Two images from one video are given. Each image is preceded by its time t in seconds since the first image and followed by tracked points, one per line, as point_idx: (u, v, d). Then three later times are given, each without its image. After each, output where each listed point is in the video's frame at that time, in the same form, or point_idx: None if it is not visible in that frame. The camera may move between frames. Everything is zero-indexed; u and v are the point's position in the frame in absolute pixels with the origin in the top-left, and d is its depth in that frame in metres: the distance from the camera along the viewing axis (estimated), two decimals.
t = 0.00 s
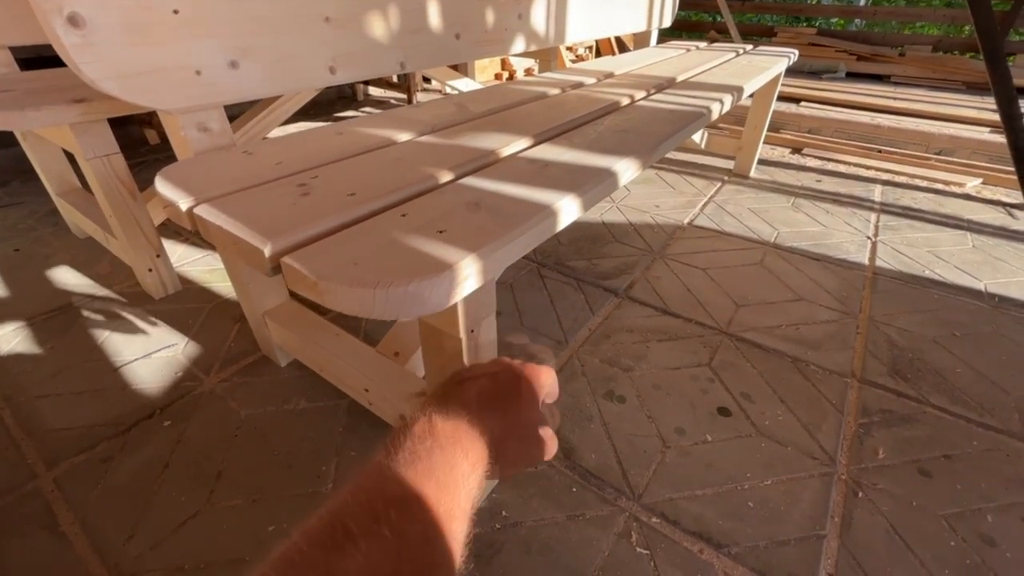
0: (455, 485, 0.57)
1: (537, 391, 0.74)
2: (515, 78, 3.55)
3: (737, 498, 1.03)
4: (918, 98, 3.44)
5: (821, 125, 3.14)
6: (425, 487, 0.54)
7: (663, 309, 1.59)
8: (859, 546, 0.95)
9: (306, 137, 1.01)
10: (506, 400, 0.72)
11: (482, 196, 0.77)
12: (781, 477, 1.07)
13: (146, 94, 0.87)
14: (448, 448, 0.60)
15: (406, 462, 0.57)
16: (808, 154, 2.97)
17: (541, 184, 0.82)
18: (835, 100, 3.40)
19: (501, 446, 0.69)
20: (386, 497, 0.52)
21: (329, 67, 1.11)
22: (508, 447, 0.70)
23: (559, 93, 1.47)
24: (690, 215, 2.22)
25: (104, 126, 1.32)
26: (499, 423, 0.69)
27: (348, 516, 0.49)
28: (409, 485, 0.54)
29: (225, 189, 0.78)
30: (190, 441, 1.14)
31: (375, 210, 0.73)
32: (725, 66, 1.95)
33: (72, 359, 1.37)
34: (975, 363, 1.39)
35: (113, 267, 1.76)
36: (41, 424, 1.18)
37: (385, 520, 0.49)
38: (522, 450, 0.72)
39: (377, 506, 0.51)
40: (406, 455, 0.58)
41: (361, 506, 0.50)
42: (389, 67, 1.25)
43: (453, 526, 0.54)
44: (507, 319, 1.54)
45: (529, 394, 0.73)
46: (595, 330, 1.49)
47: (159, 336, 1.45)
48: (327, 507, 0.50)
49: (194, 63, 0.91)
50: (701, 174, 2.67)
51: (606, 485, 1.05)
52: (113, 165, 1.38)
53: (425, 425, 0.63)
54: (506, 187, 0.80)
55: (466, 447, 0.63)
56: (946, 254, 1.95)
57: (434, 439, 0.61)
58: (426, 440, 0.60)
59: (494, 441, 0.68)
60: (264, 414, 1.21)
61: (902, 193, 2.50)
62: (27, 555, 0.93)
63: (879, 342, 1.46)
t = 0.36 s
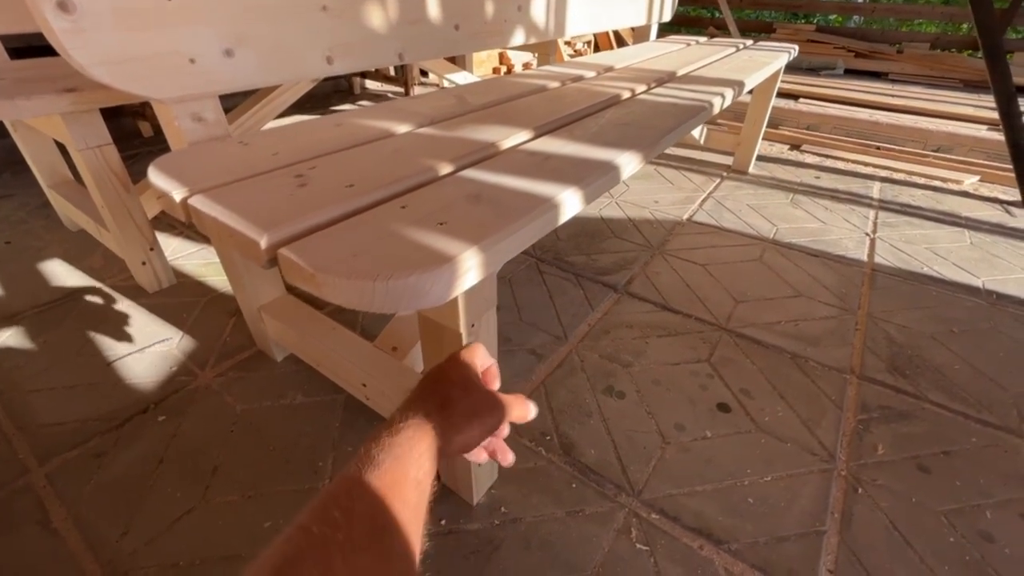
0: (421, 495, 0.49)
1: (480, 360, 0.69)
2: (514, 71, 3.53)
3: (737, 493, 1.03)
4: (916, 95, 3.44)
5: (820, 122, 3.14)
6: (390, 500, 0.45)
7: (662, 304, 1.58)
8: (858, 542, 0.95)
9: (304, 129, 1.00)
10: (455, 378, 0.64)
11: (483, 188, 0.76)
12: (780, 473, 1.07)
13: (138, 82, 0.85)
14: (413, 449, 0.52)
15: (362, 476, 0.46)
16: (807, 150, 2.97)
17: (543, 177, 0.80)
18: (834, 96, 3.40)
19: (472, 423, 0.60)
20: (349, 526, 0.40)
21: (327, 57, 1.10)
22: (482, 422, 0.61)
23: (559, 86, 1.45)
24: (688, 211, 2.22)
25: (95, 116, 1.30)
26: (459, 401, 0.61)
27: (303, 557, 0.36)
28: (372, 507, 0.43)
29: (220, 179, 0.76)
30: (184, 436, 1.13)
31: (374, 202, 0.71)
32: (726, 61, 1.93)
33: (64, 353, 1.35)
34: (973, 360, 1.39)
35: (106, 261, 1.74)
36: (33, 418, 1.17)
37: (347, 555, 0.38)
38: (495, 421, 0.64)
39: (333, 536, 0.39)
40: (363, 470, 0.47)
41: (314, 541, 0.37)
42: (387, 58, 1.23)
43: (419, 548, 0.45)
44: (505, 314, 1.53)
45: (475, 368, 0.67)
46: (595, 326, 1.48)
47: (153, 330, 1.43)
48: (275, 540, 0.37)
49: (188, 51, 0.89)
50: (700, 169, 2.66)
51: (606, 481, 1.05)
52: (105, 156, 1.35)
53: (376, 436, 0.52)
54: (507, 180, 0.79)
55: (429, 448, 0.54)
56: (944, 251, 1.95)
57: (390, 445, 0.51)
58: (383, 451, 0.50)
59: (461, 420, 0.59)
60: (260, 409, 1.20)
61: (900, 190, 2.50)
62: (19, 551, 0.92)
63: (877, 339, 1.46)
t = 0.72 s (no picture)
0: (449, 465, 0.49)
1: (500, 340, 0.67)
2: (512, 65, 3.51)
3: (737, 485, 1.03)
4: (914, 92, 3.45)
5: (818, 117, 3.14)
6: (420, 470, 0.45)
7: (661, 298, 1.58)
8: (857, 534, 0.95)
9: (301, 117, 0.98)
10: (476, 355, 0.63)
11: (484, 177, 0.75)
12: (779, 465, 1.07)
13: (133, 68, 0.83)
14: (439, 423, 0.52)
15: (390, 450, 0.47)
16: (805, 146, 2.97)
17: (544, 166, 0.80)
18: (832, 93, 3.40)
19: (496, 397, 0.59)
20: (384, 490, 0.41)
21: (325, 45, 1.08)
22: (504, 398, 0.60)
23: (559, 78, 1.44)
24: (687, 205, 2.21)
25: (89, 104, 1.28)
26: (482, 376, 0.60)
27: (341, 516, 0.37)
28: (404, 474, 0.44)
29: (217, 166, 0.75)
30: (181, 428, 1.12)
31: (374, 189, 0.71)
32: (725, 55, 1.93)
33: (58, 345, 1.33)
34: (970, 354, 1.40)
35: (100, 252, 1.72)
36: (27, 410, 1.15)
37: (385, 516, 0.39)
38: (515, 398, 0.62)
39: (369, 497, 0.40)
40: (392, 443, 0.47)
41: (352, 503, 0.39)
42: (385, 47, 1.21)
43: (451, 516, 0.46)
44: (504, 307, 1.52)
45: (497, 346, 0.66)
46: (594, 319, 1.48)
47: (148, 323, 1.41)
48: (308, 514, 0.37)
49: (184, 37, 0.87)
50: (699, 164, 2.66)
51: (606, 473, 1.04)
52: (99, 146, 1.33)
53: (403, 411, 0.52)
54: (508, 169, 0.78)
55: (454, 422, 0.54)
56: (941, 246, 1.96)
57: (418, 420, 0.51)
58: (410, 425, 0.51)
59: (484, 394, 0.58)
60: (257, 401, 1.19)
61: (897, 185, 2.50)
62: (13, 544, 0.91)
63: (875, 333, 1.46)
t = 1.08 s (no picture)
0: (449, 459, 0.54)
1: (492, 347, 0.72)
2: (508, 60, 3.50)
3: (731, 484, 1.03)
4: (910, 90, 3.45)
5: (814, 115, 3.13)
6: (422, 465, 0.50)
7: (656, 296, 1.57)
8: (851, 532, 0.95)
9: (291, 112, 0.97)
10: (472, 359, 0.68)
11: (476, 173, 0.74)
12: (773, 463, 1.07)
13: (118, 60, 0.81)
14: (438, 418, 0.56)
15: (393, 447, 0.51)
16: (801, 144, 2.96)
17: (537, 162, 0.79)
18: (828, 91, 3.40)
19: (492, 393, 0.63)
20: (387, 485, 0.45)
21: (316, 39, 1.07)
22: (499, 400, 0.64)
23: (554, 74, 1.43)
24: (683, 203, 2.21)
25: (77, 98, 1.26)
26: (476, 375, 0.65)
27: (350, 508, 0.41)
28: (407, 469, 0.48)
29: (204, 161, 0.74)
30: (170, 427, 1.11)
31: (364, 185, 0.69)
32: (722, 51, 1.92)
33: (46, 343, 1.32)
34: (964, 352, 1.40)
35: (90, 249, 1.70)
36: (14, 409, 1.14)
37: (391, 507, 0.43)
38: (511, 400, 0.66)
39: (376, 490, 0.44)
40: (394, 441, 0.52)
41: (360, 497, 0.43)
42: (378, 42, 1.20)
43: (452, 506, 0.51)
44: (499, 305, 1.51)
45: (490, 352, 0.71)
46: (589, 317, 1.47)
47: (139, 320, 1.40)
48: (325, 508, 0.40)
49: (171, 29, 0.86)
50: (695, 162, 2.65)
51: (599, 472, 1.04)
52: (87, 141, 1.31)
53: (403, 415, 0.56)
54: (500, 164, 0.77)
55: (451, 420, 0.57)
56: (936, 244, 1.96)
57: (419, 419, 0.56)
58: (410, 423, 0.55)
59: (482, 391, 0.63)
60: (248, 400, 1.18)
61: (893, 184, 2.50)
62: None
63: (870, 331, 1.46)
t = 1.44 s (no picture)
0: (462, 456, 0.54)
1: (503, 345, 0.72)
2: (506, 59, 3.49)
3: (729, 480, 1.04)
4: (906, 90, 3.47)
5: (811, 115, 3.15)
6: (436, 462, 0.50)
7: (654, 295, 1.58)
8: (847, 528, 0.96)
9: (293, 112, 0.97)
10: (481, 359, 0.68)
11: (477, 172, 0.75)
12: (771, 460, 1.08)
13: (120, 60, 0.82)
14: (449, 419, 0.57)
15: (406, 446, 0.52)
16: (798, 143, 2.98)
17: (537, 162, 0.79)
18: (825, 91, 3.41)
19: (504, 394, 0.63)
20: (402, 483, 0.46)
21: (316, 38, 1.07)
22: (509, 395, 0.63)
23: (554, 74, 1.44)
24: (681, 202, 2.22)
25: (77, 97, 1.26)
26: (487, 375, 0.65)
27: (367, 506, 0.42)
28: (421, 467, 0.49)
29: (207, 161, 0.74)
30: (172, 425, 1.11)
31: (366, 185, 0.70)
32: (720, 51, 1.93)
33: (46, 342, 1.32)
34: (959, 350, 1.42)
35: (89, 248, 1.70)
36: (15, 408, 1.14)
37: (407, 504, 0.44)
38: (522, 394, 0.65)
39: (390, 490, 0.45)
40: (407, 440, 0.53)
41: (376, 495, 0.44)
42: (378, 42, 1.20)
43: (467, 502, 0.51)
44: (498, 304, 1.52)
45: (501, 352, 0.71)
46: (588, 316, 1.48)
47: (139, 319, 1.40)
48: (339, 510, 0.41)
49: (173, 29, 0.86)
50: (693, 162, 2.66)
51: (599, 469, 1.05)
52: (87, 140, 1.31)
53: (415, 415, 0.57)
54: (501, 164, 0.78)
55: (461, 418, 0.58)
56: (931, 243, 1.98)
57: (429, 419, 0.56)
58: (422, 424, 0.56)
59: (490, 389, 0.63)
60: (249, 398, 1.18)
61: (889, 183, 2.52)
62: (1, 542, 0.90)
63: (866, 329, 1.47)
